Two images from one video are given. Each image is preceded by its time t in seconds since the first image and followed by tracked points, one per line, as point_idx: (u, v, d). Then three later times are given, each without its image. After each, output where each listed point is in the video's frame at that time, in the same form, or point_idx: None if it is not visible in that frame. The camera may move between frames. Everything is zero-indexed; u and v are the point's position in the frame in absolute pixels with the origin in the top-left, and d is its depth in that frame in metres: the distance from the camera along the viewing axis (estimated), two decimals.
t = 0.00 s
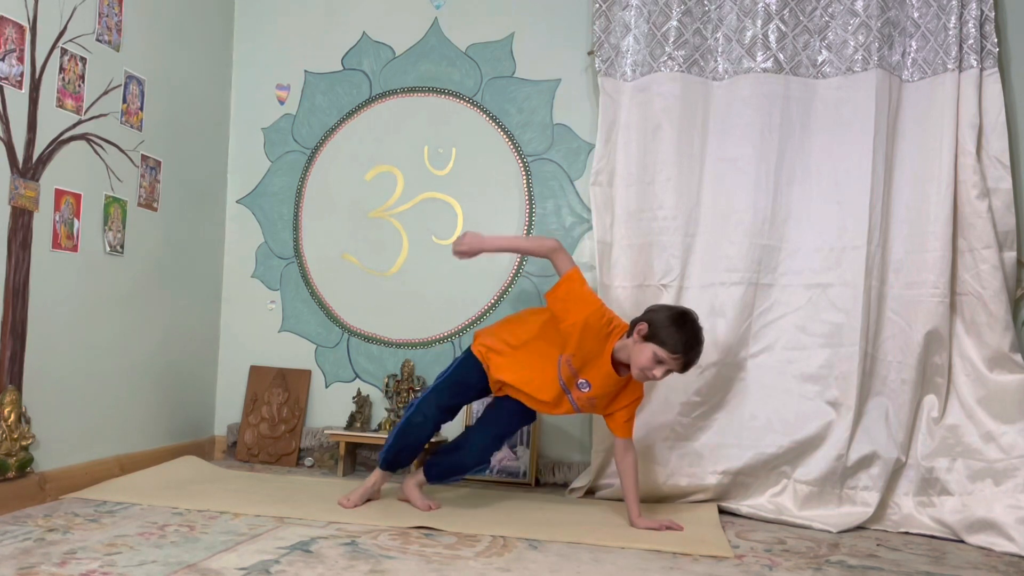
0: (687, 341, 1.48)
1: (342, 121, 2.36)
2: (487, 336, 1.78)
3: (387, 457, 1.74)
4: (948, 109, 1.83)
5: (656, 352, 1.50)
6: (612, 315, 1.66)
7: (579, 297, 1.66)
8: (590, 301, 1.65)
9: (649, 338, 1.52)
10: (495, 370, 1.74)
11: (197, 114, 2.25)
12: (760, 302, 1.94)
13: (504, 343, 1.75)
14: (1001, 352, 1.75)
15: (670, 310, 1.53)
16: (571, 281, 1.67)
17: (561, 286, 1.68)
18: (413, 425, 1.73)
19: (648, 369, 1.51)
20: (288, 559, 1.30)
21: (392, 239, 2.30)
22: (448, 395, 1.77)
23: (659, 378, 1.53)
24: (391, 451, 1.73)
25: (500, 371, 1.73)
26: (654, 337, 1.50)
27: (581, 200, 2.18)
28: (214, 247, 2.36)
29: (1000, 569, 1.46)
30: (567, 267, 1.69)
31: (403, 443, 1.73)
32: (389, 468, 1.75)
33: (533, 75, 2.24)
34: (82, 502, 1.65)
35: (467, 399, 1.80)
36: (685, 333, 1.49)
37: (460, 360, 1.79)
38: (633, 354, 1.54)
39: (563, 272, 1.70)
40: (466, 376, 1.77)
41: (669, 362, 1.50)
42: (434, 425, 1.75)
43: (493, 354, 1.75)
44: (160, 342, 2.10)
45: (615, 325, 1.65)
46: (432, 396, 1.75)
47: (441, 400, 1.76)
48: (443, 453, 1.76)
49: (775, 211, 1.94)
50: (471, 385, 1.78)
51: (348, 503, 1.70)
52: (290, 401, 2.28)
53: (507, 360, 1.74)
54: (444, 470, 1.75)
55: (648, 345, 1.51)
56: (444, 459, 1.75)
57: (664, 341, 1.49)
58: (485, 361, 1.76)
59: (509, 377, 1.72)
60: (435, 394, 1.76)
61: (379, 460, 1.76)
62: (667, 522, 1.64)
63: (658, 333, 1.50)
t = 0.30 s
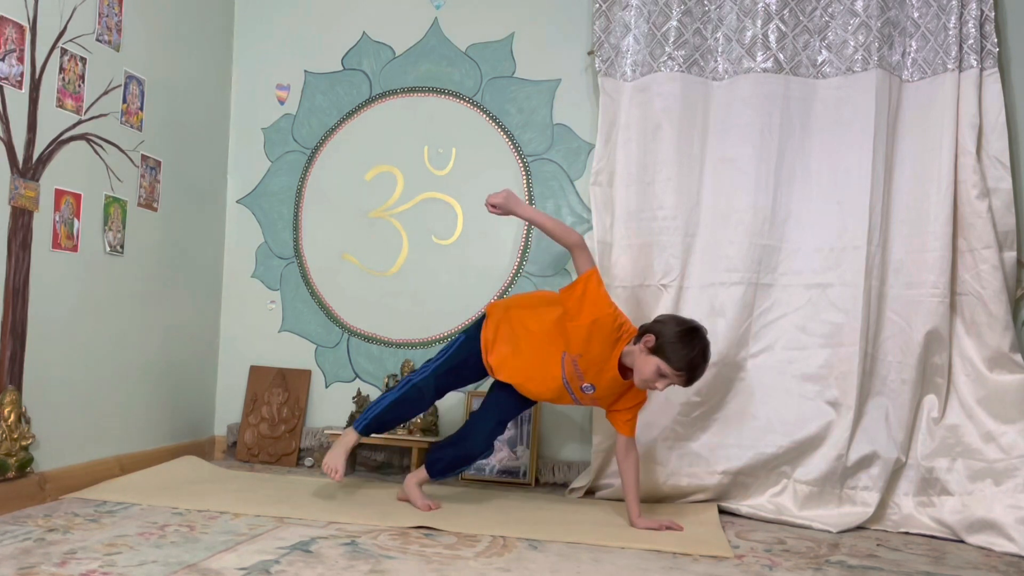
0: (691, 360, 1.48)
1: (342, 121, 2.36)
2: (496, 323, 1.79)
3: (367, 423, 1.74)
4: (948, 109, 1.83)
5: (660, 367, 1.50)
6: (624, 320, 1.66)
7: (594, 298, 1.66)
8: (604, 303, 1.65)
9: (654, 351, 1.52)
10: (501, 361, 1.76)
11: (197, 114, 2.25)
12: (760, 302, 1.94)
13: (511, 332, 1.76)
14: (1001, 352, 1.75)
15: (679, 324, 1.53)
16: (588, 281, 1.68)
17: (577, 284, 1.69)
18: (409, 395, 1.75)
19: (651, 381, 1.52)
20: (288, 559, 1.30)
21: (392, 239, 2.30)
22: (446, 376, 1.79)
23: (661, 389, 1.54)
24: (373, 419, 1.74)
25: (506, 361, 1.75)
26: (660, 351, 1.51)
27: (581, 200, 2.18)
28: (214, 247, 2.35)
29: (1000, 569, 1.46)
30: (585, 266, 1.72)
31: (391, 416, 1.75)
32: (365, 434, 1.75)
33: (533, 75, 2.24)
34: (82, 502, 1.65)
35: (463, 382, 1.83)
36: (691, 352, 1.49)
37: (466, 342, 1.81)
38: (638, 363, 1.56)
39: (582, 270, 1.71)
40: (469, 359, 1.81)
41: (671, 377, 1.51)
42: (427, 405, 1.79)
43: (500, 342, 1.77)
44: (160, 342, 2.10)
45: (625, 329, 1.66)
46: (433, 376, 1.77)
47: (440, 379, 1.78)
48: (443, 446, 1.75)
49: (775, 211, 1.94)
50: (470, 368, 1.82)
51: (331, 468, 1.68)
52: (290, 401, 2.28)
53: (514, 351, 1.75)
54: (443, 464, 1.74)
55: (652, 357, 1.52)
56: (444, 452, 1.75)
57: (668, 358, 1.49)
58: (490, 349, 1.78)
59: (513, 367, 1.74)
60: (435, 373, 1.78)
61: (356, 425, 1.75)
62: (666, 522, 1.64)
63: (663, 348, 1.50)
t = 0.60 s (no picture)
0: (683, 367, 1.49)
1: (342, 121, 2.36)
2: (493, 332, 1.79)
3: (398, 463, 1.75)
4: (947, 109, 1.83)
5: (653, 373, 1.53)
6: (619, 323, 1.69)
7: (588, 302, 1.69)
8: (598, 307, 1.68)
9: (649, 357, 1.54)
10: (499, 370, 1.75)
11: (197, 114, 2.25)
12: (760, 302, 1.94)
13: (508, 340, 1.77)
14: (1001, 352, 1.75)
15: (676, 331, 1.53)
16: (580, 286, 1.72)
17: (571, 290, 1.72)
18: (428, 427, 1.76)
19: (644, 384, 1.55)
20: (288, 559, 1.30)
21: (392, 239, 2.30)
22: (460, 398, 1.80)
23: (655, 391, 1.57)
24: (403, 457, 1.75)
25: (506, 367, 1.75)
26: (653, 358, 1.52)
27: (581, 200, 2.18)
28: (214, 248, 2.35)
29: (1000, 569, 1.46)
30: (578, 272, 1.75)
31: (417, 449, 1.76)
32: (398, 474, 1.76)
33: (533, 75, 2.24)
34: (82, 502, 1.65)
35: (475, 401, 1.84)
36: (684, 360, 1.49)
37: (469, 361, 1.81)
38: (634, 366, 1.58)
39: (574, 276, 1.75)
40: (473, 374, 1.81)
41: (663, 383, 1.52)
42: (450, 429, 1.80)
43: (498, 350, 1.77)
44: (160, 342, 2.10)
45: (621, 331, 1.68)
46: (448, 401, 1.78)
47: (455, 403, 1.79)
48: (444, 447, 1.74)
49: (775, 211, 1.94)
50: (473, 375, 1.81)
51: (376, 504, 1.72)
52: (290, 401, 2.28)
53: (513, 359, 1.75)
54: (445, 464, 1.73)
55: (647, 363, 1.54)
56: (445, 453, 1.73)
57: (661, 365, 1.51)
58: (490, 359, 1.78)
59: (514, 374, 1.74)
60: (450, 398, 1.78)
61: (386, 466, 1.76)
62: (666, 522, 1.64)
63: (656, 355, 1.52)
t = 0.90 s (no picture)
0: (657, 377, 1.50)
1: (342, 120, 2.36)
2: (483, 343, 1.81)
3: (386, 463, 1.76)
4: (948, 109, 1.83)
5: (625, 379, 1.55)
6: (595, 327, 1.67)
7: (562, 311, 1.69)
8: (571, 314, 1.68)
9: (622, 365, 1.56)
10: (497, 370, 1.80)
11: (197, 114, 2.25)
12: (760, 302, 1.94)
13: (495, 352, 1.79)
14: (1001, 352, 1.75)
15: (653, 340, 1.54)
16: (553, 296, 1.73)
17: (547, 301, 1.73)
18: (417, 428, 1.78)
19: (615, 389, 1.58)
20: (288, 559, 1.30)
21: (392, 239, 2.30)
22: (453, 401, 1.81)
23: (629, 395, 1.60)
24: (393, 458, 1.76)
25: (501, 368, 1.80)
26: (625, 367, 1.54)
27: (581, 200, 2.18)
28: (214, 248, 2.36)
29: (1000, 569, 1.46)
30: (549, 282, 1.78)
31: (407, 449, 1.78)
32: (387, 474, 1.77)
33: (533, 75, 2.24)
34: (81, 502, 1.65)
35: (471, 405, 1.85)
36: (659, 370, 1.50)
37: (465, 365, 1.82)
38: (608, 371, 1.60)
39: (545, 287, 1.77)
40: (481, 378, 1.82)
41: (639, 390, 1.54)
42: (442, 432, 1.82)
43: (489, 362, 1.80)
44: (160, 342, 2.10)
45: (598, 335, 1.67)
46: (442, 403, 1.80)
47: (448, 407, 1.80)
48: (514, 439, 1.77)
49: (775, 211, 1.94)
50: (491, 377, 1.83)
51: (370, 503, 1.72)
52: (290, 401, 2.28)
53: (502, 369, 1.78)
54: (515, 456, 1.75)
55: (621, 370, 1.55)
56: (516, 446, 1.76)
57: (633, 375, 1.52)
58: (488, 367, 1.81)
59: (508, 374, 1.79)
60: (442, 401, 1.80)
61: (375, 465, 1.77)
62: (666, 522, 1.64)
63: (627, 364, 1.54)
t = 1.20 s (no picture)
0: (657, 377, 1.51)
1: (342, 120, 2.36)
2: (486, 340, 1.81)
3: (392, 463, 1.76)
4: (948, 110, 1.83)
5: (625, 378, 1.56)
6: (599, 323, 1.68)
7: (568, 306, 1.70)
8: (576, 310, 1.69)
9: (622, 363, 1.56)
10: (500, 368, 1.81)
11: (197, 114, 2.25)
12: (760, 302, 1.94)
13: (497, 347, 1.79)
14: (1001, 352, 1.75)
15: (655, 340, 1.53)
16: (560, 292, 1.73)
17: (553, 296, 1.74)
18: (422, 427, 1.78)
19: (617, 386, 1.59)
20: (288, 559, 1.30)
21: (392, 239, 2.30)
22: (459, 401, 1.81)
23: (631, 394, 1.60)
24: (398, 457, 1.76)
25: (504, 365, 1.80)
26: (625, 365, 1.55)
27: (581, 200, 2.18)
28: (214, 247, 2.35)
29: (1000, 569, 1.46)
30: (559, 276, 1.78)
31: (412, 448, 1.77)
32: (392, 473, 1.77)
33: (533, 75, 2.24)
34: (81, 502, 1.65)
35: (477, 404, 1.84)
36: (659, 370, 1.51)
37: (471, 364, 1.81)
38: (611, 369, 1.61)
39: (556, 281, 1.77)
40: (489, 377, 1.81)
41: (640, 390, 1.55)
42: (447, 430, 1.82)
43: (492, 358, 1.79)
44: (160, 341, 2.10)
45: (602, 330, 1.67)
46: (448, 403, 1.79)
47: (454, 406, 1.80)
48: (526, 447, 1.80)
49: (775, 211, 1.94)
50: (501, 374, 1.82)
51: (370, 504, 1.72)
52: (290, 401, 2.28)
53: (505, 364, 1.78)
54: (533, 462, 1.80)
55: (623, 368, 1.56)
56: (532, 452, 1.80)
57: (632, 374, 1.53)
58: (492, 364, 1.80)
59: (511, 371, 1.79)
60: (448, 400, 1.79)
61: (381, 464, 1.77)
62: (666, 522, 1.64)
63: (628, 362, 1.54)
